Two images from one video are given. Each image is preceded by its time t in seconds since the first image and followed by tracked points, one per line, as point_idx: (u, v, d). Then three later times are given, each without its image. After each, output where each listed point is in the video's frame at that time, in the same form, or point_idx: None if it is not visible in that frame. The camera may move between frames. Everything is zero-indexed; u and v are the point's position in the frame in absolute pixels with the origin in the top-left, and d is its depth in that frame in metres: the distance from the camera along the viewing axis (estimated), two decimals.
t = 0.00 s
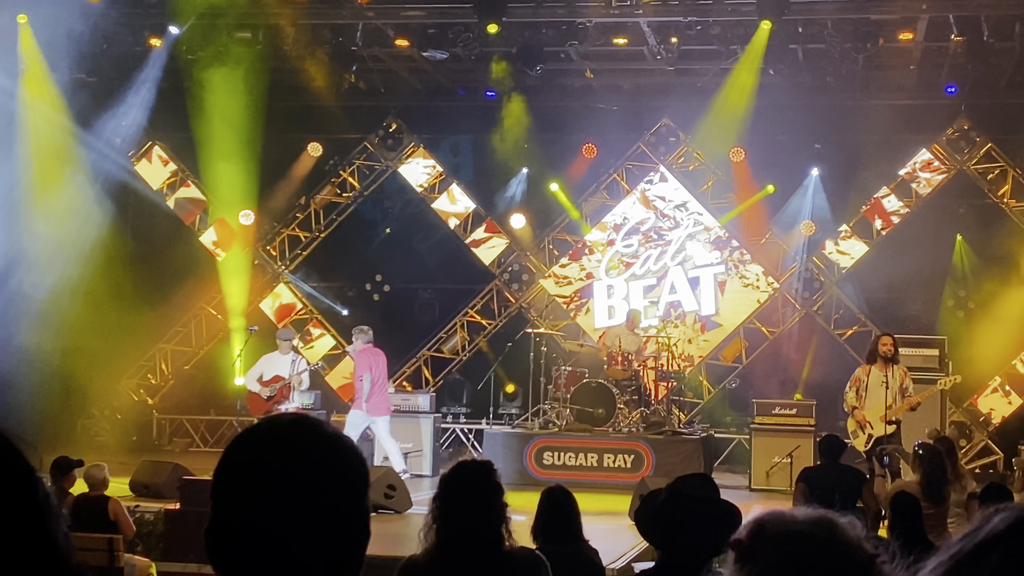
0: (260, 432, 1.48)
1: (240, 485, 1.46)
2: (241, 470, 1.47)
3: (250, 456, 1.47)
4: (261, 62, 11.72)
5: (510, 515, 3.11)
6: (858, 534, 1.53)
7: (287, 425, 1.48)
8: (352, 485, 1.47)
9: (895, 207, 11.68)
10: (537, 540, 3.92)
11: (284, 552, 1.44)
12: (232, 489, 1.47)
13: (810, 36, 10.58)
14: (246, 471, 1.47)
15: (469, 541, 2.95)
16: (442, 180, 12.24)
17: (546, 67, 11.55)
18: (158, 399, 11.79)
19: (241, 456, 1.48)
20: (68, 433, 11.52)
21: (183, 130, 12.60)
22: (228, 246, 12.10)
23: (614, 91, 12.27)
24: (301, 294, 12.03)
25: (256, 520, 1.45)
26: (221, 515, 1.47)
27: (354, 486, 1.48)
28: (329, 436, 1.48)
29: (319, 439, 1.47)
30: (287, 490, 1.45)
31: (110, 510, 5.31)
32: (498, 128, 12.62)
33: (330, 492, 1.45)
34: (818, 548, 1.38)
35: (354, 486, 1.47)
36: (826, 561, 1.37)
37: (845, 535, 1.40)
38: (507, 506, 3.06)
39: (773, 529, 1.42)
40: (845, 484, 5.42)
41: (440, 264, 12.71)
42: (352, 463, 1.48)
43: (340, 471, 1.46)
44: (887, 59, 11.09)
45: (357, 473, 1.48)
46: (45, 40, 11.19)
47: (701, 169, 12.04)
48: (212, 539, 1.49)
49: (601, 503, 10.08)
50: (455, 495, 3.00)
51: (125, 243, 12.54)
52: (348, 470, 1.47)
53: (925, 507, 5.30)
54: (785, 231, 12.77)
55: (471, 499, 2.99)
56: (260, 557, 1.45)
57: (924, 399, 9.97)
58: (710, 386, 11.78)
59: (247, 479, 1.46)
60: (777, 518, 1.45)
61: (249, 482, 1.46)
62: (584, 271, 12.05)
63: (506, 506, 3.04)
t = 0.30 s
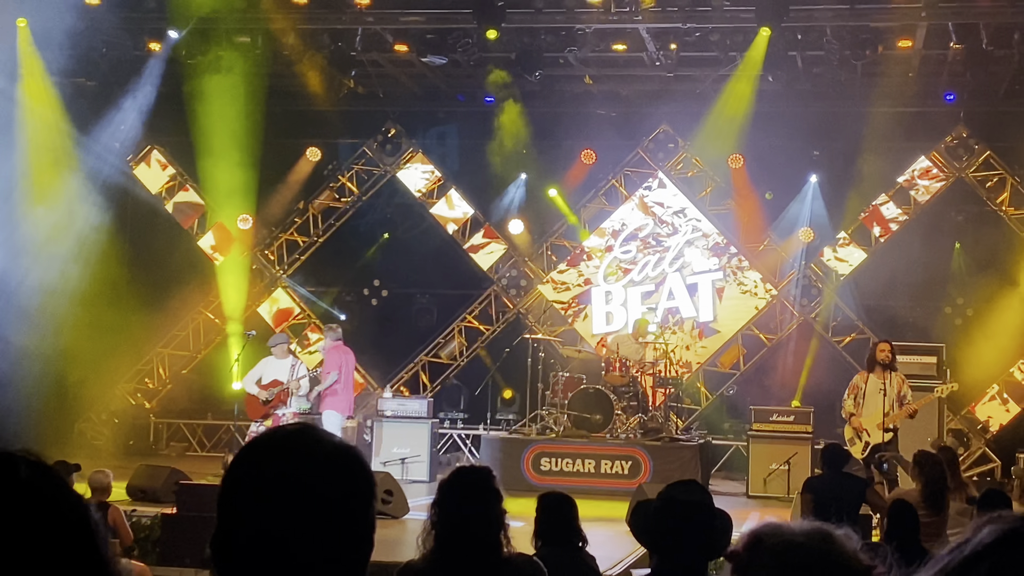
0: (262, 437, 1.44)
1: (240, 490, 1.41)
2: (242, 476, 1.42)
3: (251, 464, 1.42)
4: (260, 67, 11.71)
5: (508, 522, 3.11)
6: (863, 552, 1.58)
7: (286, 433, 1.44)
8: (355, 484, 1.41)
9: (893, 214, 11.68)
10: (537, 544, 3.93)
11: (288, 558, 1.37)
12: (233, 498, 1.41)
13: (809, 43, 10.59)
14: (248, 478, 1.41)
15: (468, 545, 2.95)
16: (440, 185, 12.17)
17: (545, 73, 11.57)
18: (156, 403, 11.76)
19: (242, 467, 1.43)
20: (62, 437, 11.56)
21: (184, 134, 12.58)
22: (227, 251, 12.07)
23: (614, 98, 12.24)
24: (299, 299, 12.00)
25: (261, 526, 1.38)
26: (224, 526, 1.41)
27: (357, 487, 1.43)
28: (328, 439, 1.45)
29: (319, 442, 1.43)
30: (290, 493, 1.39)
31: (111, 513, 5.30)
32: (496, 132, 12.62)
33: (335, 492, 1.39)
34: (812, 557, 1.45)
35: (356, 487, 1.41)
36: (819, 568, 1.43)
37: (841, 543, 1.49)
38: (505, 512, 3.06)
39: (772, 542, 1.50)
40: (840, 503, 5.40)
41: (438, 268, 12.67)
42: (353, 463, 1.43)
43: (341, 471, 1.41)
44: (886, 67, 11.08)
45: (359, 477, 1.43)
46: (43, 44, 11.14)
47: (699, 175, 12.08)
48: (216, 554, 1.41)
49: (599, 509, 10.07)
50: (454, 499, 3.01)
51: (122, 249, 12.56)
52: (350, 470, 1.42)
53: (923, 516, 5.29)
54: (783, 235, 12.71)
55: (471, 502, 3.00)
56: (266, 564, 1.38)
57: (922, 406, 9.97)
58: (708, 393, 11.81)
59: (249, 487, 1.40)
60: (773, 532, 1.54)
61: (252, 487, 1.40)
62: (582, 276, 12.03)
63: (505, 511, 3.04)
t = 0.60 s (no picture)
0: (268, 441, 1.42)
1: (248, 491, 1.41)
2: (247, 479, 1.41)
3: (254, 473, 1.41)
4: (260, 70, 11.74)
5: (508, 526, 3.12)
6: (863, 549, 1.52)
7: (293, 436, 1.42)
8: (357, 496, 1.40)
9: (893, 219, 11.66)
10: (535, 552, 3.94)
11: (280, 564, 1.38)
12: (237, 503, 1.41)
13: (809, 47, 10.60)
14: (253, 484, 1.41)
15: (464, 551, 2.95)
16: (440, 189, 12.19)
17: (545, 76, 11.59)
18: (154, 406, 11.78)
19: (246, 471, 1.42)
20: (59, 438, 11.50)
21: (183, 137, 12.56)
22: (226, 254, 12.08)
23: (614, 102, 12.23)
24: (297, 302, 11.99)
25: (266, 537, 1.38)
26: (229, 538, 1.40)
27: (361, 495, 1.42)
28: (332, 442, 1.43)
29: (329, 452, 1.41)
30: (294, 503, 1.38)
31: (110, 517, 5.31)
32: (495, 136, 12.61)
33: (339, 501, 1.39)
34: (808, 561, 1.39)
35: (357, 496, 1.40)
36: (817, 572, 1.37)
37: (837, 545, 1.41)
38: (504, 515, 3.07)
39: (767, 541, 1.42)
40: (839, 499, 5.41)
41: (436, 271, 12.65)
42: (363, 471, 1.42)
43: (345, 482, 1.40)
44: (885, 71, 11.09)
45: (364, 487, 1.42)
46: (43, 47, 11.12)
47: (698, 180, 12.04)
48: (219, 554, 1.41)
49: (598, 513, 10.09)
50: (454, 505, 3.02)
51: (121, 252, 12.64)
52: (352, 481, 1.40)
53: (920, 524, 5.29)
54: (783, 238, 12.62)
55: (472, 505, 3.02)
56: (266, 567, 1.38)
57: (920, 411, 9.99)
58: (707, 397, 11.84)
59: (251, 493, 1.40)
60: (768, 530, 1.46)
61: (254, 493, 1.40)
62: (581, 280, 12.00)
63: (504, 515, 3.05)
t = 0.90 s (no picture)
0: (260, 442, 1.31)
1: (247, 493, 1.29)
2: (244, 480, 1.30)
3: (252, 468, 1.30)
4: (262, 71, 11.75)
5: (511, 529, 3.10)
6: (852, 551, 1.53)
7: (287, 434, 1.31)
8: (361, 493, 1.30)
9: (896, 220, 11.69)
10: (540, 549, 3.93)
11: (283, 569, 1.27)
12: (232, 510, 1.30)
13: (812, 49, 10.60)
14: (249, 486, 1.30)
15: (468, 553, 2.95)
16: (442, 192, 12.20)
17: (548, 79, 11.62)
18: (157, 409, 11.80)
19: (244, 470, 1.30)
20: (61, 441, 11.63)
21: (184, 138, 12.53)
22: (228, 256, 12.08)
23: (616, 104, 12.24)
24: (300, 304, 12.01)
25: (272, 540, 1.27)
26: (226, 546, 1.29)
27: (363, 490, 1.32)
28: (331, 441, 1.31)
29: (329, 448, 1.30)
30: (294, 505, 1.28)
31: (109, 519, 5.28)
32: (496, 139, 12.61)
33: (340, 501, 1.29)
34: (799, 562, 1.40)
35: (360, 495, 1.30)
36: None
37: (827, 546, 1.43)
38: (508, 518, 3.06)
39: (757, 544, 1.44)
40: (831, 503, 5.43)
41: (438, 273, 12.60)
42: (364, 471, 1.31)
43: (348, 480, 1.29)
44: (888, 73, 11.08)
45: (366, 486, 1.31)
46: (46, 50, 11.11)
47: (701, 181, 12.03)
48: (217, 560, 1.30)
49: (602, 516, 10.08)
50: (458, 506, 3.01)
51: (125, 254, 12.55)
52: (355, 478, 1.30)
53: (925, 526, 5.28)
54: (786, 240, 12.53)
55: (475, 507, 3.01)
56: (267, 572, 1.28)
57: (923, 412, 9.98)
58: (709, 400, 11.84)
59: (248, 497, 1.29)
60: (759, 534, 1.47)
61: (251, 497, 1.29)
62: (584, 283, 12.00)
63: (507, 518, 3.04)
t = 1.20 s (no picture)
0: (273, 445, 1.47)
1: (257, 489, 1.44)
2: (257, 475, 1.44)
3: (264, 474, 1.44)
4: (271, 74, 11.78)
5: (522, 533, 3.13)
6: (860, 550, 1.42)
7: (297, 438, 1.47)
8: (367, 491, 1.44)
9: (907, 221, 11.67)
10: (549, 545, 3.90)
11: (291, 564, 1.40)
12: (246, 506, 1.44)
13: (822, 50, 10.59)
14: (261, 483, 1.44)
15: (486, 565, 2.96)
16: (453, 194, 12.17)
17: (558, 81, 11.61)
18: (169, 412, 11.79)
19: (256, 474, 1.45)
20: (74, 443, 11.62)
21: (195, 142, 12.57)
22: (240, 258, 12.07)
23: (626, 105, 12.23)
24: (311, 306, 12.04)
25: (277, 536, 1.41)
26: (237, 542, 1.43)
27: (371, 493, 1.45)
28: (342, 447, 1.46)
29: (335, 451, 1.45)
30: (300, 499, 1.42)
31: (117, 521, 5.30)
32: (504, 141, 12.58)
33: (346, 497, 1.42)
34: (804, 564, 1.29)
35: (363, 495, 1.44)
36: None
37: (834, 546, 1.33)
38: (520, 522, 3.08)
39: (759, 545, 1.32)
40: (839, 503, 5.43)
41: (449, 274, 12.55)
42: (369, 476, 1.45)
43: (353, 477, 1.44)
44: (899, 74, 11.05)
45: (372, 488, 1.45)
46: (57, 53, 11.14)
47: (712, 182, 12.02)
48: (228, 557, 1.44)
49: (613, 517, 10.11)
50: (470, 510, 3.04)
51: (137, 258, 12.62)
52: (361, 477, 1.44)
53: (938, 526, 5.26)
54: (796, 240, 12.54)
55: (488, 515, 3.02)
56: (271, 564, 1.41)
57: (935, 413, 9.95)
58: (720, 401, 11.83)
59: (257, 497, 1.44)
60: (762, 534, 1.35)
61: (262, 492, 1.44)
62: (594, 284, 12.00)
63: (520, 522, 3.07)
